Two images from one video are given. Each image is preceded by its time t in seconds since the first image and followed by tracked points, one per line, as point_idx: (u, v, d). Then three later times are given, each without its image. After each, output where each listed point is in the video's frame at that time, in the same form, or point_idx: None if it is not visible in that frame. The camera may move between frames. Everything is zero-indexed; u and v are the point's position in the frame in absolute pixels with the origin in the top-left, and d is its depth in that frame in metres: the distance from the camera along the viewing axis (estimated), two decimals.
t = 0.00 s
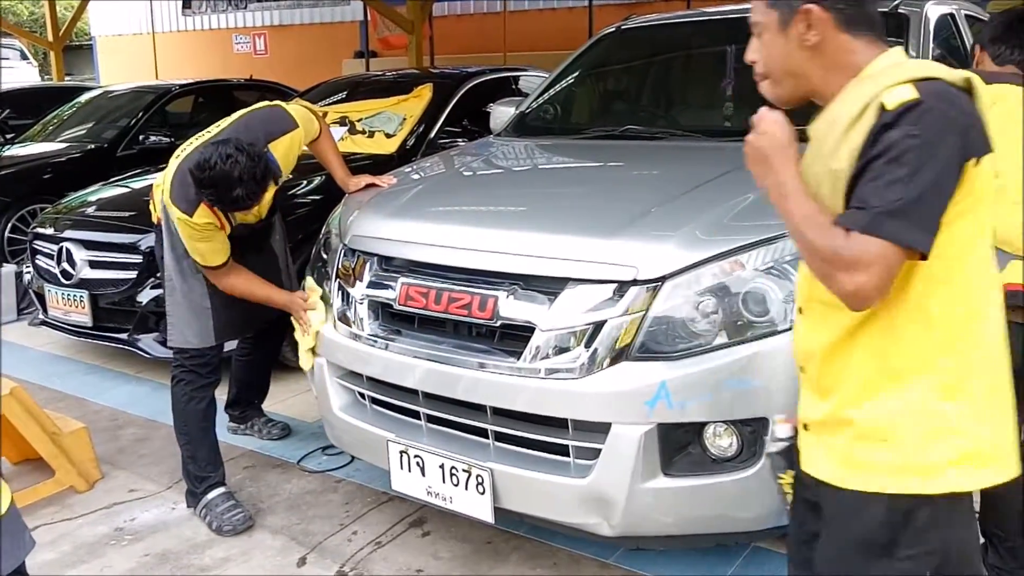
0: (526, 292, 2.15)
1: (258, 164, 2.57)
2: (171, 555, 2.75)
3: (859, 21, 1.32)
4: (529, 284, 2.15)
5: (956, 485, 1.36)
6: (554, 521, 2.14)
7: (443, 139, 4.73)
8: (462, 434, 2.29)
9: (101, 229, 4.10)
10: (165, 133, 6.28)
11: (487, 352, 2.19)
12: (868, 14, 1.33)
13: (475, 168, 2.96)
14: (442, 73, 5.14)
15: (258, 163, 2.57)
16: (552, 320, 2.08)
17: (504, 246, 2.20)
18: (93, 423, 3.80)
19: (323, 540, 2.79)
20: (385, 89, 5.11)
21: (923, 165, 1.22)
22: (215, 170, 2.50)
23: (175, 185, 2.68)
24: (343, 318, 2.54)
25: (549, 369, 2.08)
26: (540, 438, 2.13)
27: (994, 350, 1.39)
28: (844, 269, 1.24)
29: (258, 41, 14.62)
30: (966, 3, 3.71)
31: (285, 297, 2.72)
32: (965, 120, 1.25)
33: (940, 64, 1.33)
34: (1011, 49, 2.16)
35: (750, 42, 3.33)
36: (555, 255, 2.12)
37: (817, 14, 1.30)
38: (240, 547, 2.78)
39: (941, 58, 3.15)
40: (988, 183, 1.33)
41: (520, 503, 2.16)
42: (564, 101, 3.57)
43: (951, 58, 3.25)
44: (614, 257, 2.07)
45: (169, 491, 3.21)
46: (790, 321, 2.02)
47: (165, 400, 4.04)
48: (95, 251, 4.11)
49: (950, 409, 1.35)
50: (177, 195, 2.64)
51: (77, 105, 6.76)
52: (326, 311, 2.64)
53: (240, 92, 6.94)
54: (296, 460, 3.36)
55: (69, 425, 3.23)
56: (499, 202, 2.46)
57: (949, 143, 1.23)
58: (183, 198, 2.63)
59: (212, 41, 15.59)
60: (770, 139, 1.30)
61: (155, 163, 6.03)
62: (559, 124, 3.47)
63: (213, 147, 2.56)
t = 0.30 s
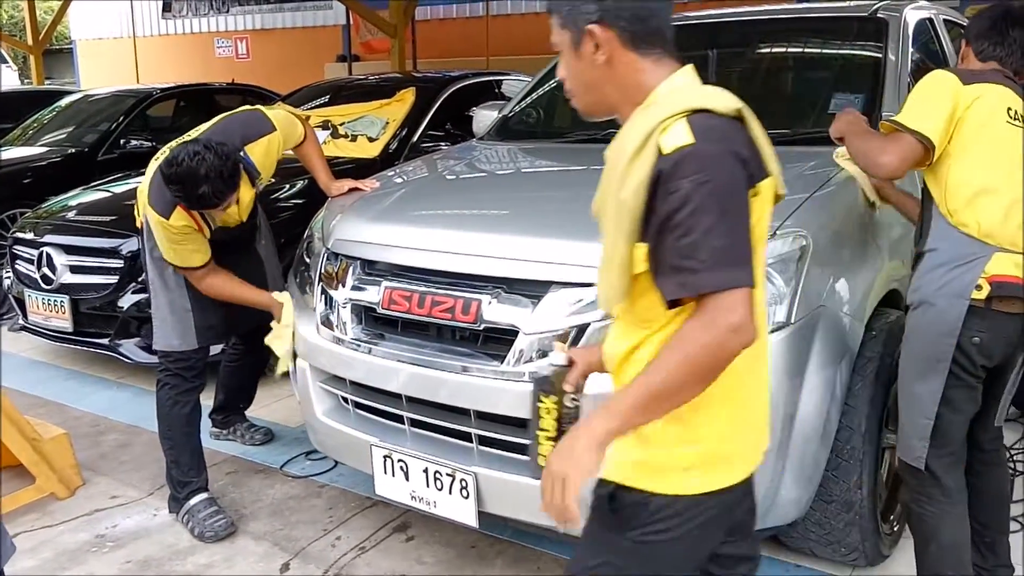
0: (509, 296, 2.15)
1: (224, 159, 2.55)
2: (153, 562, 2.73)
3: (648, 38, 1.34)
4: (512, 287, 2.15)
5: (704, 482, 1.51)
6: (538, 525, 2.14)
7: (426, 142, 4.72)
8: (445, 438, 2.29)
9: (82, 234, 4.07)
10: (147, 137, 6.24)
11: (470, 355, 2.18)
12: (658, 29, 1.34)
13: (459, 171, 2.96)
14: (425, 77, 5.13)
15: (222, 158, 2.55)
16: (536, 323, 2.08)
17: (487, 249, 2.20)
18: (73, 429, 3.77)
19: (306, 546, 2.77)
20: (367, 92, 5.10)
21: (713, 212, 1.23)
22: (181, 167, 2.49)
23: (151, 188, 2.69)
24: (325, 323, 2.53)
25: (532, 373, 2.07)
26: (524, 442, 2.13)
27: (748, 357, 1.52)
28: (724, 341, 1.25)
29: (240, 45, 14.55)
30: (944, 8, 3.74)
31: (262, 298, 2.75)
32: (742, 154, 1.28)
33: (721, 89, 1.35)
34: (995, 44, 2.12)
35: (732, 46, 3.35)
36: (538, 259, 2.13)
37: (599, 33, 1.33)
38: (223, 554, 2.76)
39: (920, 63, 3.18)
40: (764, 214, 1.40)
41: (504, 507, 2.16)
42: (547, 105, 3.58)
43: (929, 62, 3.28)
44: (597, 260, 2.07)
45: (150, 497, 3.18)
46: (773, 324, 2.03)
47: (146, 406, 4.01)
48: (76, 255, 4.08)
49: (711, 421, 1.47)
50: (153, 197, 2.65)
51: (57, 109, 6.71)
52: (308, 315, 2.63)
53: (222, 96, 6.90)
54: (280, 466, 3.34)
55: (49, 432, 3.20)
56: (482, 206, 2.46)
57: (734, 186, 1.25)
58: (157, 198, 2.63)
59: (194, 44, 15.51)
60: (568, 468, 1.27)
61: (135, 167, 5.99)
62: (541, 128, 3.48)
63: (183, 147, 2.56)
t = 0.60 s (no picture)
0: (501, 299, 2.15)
1: (216, 164, 2.56)
2: (145, 567, 2.72)
3: (427, 38, 1.42)
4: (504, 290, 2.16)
5: (487, 474, 1.56)
6: (530, 527, 2.14)
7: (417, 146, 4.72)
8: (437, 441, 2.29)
9: (73, 239, 4.06)
10: (137, 142, 6.23)
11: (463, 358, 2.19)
12: (439, 30, 1.43)
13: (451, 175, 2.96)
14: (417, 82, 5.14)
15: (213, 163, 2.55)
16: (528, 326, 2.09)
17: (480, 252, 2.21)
18: (64, 435, 3.75)
19: (299, 550, 2.77)
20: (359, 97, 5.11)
21: (415, 221, 1.32)
22: (172, 169, 2.49)
23: (143, 190, 2.69)
24: (318, 327, 2.53)
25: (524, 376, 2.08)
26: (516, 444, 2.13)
27: (528, 357, 1.54)
28: (420, 342, 1.34)
29: (231, 50, 14.54)
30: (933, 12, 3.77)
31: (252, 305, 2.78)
32: (462, 162, 1.35)
33: (480, 102, 1.42)
34: (984, 43, 2.14)
35: (722, 49, 3.36)
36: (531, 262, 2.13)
37: (378, 33, 1.41)
38: (214, 558, 2.75)
39: (908, 66, 3.21)
40: (509, 217, 1.44)
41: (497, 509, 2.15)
42: (539, 107, 3.59)
43: (918, 65, 3.30)
44: (589, 263, 2.08)
45: (140, 502, 3.17)
46: (763, 326, 2.05)
47: (138, 411, 4.00)
48: (66, 260, 4.06)
49: (478, 413, 1.52)
50: (145, 200, 2.65)
51: (47, 114, 6.69)
52: (299, 318, 2.64)
53: (213, 101, 6.89)
54: (272, 470, 3.34)
55: (40, 437, 3.18)
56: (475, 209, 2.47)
57: (444, 193, 1.33)
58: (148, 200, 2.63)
59: (185, 49, 15.49)
60: (356, 514, 1.44)
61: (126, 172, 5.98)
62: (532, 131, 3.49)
63: (174, 150, 2.56)
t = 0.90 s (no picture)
0: (493, 302, 2.15)
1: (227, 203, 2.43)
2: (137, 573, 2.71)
3: (252, 73, 1.56)
4: (496, 293, 2.15)
5: (307, 472, 1.60)
6: (523, 530, 2.14)
7: (410, 149, 4.72)
8: (430, 445, 2.28)
9: (64, 244, 4.04)
10: (129, 146, 6.21)
11: (456, 361, 2.18)
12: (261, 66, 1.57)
13: (443, 178, 2.96)
14: (409, 85, 5.14)
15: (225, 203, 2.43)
16: (519, 328, 2.09)
17: (472, 255, 2.21)
18: (56, 440, 3.74)
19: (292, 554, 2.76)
20: (352, 100, 5.11)
21: (202, 227, 1.44)
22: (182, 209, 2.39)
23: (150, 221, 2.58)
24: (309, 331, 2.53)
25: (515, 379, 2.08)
26: (509, 446, 2.13)
27: (350, 360, 1.61)
28: (194, 331, 1.44)
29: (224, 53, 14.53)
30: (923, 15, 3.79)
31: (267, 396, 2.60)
32: (254, 175, 1.46)
33: (291, 124, 1.55)
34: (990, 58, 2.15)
35: (713, 52, 3.37)
36: (523, 265, 2.13)
37: (212, 71, 1.56)
38: (207, 563, 2.75)
39: (898, 68, 3.22)
40: (311, 228, 1.52)
41: (490, 512, 2.15)
42: (531, 110, 3.59)
43: (908, 67, 3.31)
44: (581, 265, 2.08)
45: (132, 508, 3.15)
46: (755, 327, 2.05)
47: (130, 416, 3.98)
48: (57, 265, 4.04)
49: (294, 411, 1.58)
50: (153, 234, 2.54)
51: (39, 119, 6.66)
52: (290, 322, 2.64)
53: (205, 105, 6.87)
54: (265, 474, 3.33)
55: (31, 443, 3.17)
56: (467, 212, 2.47)
57: (232, 197, 1.44)
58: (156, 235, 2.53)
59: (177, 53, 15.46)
60: (117, 479, 1.56)
61: (118, 177, 5.96)
62: (524, 134, 3.49)
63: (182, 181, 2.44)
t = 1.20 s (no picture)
0: (482, 304, 2.15)
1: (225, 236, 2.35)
2: None
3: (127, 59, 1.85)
4: (485, 296, 2.15)
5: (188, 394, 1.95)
6: (514, 533, 2.14)
7: (400, 152, 4.71)
8: (421, 448, 2.28)
9: (52, 248, 4.02)
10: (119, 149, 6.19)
11: (445, 364, 2.19)
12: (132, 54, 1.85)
13: (434, 181, 2.96)
14: (399, 87, 5.14)
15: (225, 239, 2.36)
16: (509, 331, 2.09)
17: (462, 257, 2.21)
18: (45, 445, 3.72)
19: (284, 558, 2.76)
20: (342, 103, 5.10)
21: (96, 193, 1.75)
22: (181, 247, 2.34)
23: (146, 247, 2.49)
24: (298, 334, 2.52)
25: (505, 381, 2.09)
26: (501, 450, 2.13)
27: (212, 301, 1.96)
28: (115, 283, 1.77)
29: (214, 56, 14.50)
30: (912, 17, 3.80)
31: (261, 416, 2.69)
32: (129, 146, 1.77)
33: (160, 103, 1.85)
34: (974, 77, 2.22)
35: (702, 54, 3.38)
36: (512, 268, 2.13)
37: (92, 58, 1.87)
38: (198, 568, 2.74)
39: (886, 71, 3.23)
40: (178, 191, 1.84)
41: (481, 515, 2.15)
42: (522, 113, 3.60)
43: (896, 69, 3.33)
44: (570, 267, 2.08)
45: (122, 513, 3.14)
46: (743, 329, 2.06)
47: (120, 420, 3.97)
48: (45, 269, 4.03)
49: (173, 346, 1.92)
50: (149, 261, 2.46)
51: (27, 122, 6.62)
52: (279, 326, 2.63)
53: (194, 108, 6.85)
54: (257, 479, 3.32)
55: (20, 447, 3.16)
56: (457, 214, 2.47)
57: (116, 168, 1.75)
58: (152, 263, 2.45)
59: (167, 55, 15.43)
60: (127, 426, 1.87)
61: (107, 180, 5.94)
62: (515, 137, 3.49)
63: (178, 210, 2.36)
